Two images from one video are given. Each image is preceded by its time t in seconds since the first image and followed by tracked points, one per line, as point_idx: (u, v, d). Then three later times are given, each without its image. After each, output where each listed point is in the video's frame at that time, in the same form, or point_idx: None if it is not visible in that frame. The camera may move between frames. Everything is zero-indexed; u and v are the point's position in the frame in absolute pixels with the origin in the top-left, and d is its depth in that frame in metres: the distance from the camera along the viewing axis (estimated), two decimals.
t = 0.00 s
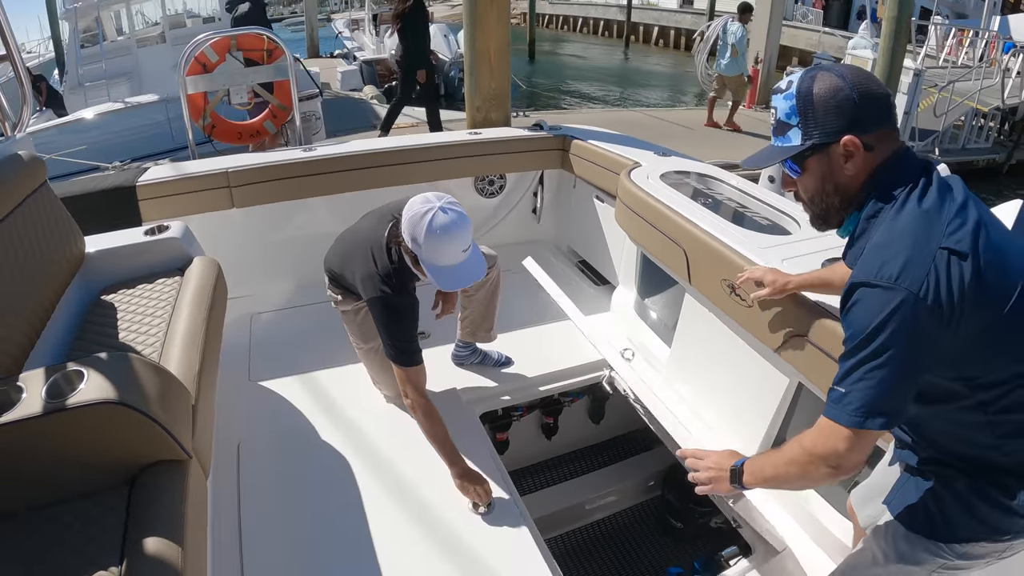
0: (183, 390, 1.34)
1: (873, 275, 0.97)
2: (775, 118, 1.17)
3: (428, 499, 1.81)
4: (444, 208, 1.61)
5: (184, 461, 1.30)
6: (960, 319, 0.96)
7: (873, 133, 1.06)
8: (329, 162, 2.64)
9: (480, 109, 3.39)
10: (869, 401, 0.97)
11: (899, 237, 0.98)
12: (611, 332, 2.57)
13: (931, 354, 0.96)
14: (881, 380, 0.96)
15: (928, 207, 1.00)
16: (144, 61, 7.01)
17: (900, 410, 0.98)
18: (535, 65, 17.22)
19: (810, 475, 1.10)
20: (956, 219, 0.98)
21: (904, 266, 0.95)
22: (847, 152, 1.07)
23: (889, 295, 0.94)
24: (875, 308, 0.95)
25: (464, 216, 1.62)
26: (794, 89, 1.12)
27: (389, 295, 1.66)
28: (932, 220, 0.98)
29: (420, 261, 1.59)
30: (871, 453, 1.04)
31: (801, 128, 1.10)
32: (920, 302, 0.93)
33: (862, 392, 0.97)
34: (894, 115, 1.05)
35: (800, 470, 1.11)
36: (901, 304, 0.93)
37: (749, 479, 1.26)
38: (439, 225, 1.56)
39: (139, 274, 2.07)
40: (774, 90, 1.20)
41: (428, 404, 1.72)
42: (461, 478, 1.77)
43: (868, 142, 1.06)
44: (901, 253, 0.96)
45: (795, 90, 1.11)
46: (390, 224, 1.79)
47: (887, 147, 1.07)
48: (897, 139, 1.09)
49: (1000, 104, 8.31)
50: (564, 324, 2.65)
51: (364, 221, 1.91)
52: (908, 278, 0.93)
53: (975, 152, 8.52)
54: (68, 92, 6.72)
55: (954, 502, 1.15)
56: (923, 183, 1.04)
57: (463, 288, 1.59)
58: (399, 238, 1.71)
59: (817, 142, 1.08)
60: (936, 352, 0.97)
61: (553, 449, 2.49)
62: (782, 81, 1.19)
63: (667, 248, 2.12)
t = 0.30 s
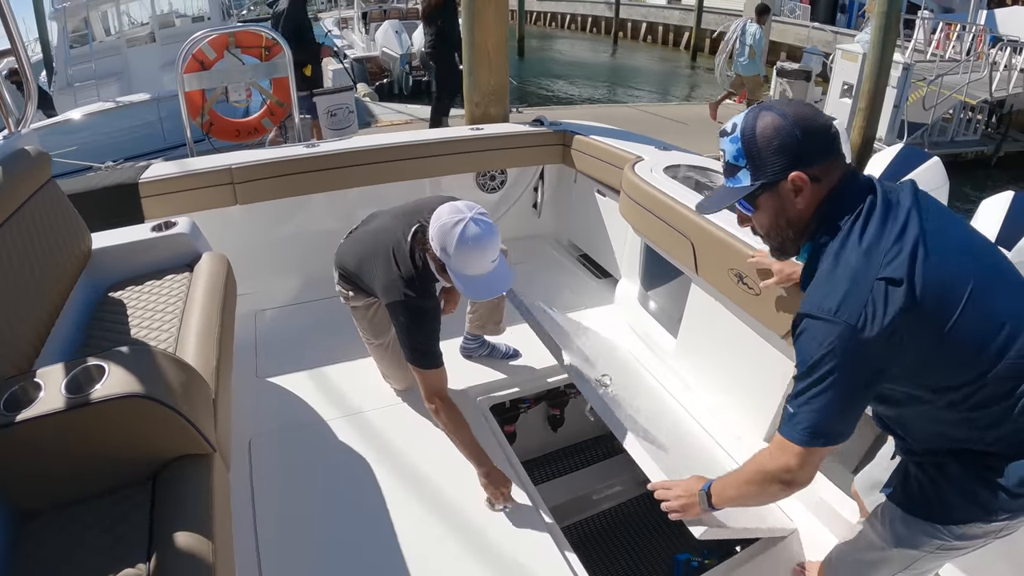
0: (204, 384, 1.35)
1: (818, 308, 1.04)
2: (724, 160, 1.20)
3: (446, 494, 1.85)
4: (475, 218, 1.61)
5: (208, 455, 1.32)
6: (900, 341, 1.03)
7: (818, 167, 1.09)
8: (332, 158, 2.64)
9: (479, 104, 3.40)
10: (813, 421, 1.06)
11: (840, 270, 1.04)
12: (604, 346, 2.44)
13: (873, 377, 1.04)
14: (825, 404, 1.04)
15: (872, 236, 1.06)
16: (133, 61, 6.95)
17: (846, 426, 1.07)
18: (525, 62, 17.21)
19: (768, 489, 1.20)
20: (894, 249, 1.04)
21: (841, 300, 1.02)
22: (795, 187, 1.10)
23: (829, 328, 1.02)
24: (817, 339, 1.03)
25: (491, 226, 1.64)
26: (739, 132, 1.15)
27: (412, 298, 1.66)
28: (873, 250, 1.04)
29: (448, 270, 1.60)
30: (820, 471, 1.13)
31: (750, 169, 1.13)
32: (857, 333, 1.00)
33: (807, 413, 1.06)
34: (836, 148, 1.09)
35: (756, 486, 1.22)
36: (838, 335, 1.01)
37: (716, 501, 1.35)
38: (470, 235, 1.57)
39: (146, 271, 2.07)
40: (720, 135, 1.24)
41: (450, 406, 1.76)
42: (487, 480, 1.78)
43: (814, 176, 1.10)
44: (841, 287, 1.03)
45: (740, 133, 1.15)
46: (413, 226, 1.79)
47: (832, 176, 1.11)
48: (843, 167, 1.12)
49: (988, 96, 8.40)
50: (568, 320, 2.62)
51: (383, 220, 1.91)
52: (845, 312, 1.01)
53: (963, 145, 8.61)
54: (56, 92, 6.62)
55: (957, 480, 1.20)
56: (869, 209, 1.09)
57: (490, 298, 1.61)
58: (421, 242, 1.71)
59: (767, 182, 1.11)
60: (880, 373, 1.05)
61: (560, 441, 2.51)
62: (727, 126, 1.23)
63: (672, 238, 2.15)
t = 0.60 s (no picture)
0: (215, 378, 1.36)
1: (765, 355, 1.09)
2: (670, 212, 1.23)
3: (455, 489, 1.86)
4: (490, 215, 1.62)
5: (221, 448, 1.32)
6: (848, 376, 1.07)
7: (762, 214, 1.13)
8: (336, 155, 2.64)
9: (480, 101, 3.41)
10: (767, 454, 1.13)
11: (785, 315, 1.08)
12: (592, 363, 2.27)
13: (822, 409, 1.09)
14: (777, 438, 1.11)
15: (816, 276, 1.08)
16: (131, 62, 6.93)
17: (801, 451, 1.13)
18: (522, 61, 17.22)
19: (730, 505, 1.28)
20: (836, 291, 1.06)
21: (785, 346, 1.06)
22: (743, 235, 1.13)
23: (775, 373, 1.07)
24: (765, 384, 1.09)
25: (506, 224, 1.64)
26: (680, 187, 1.19)
27: (424, 295, 1.67)
28: (817, 291, 1.07)
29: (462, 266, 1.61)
30: (773, 485, 1.21)
31: (697, 222, 1.16)
32: (801, 376, 1.05)
33: (762, 446, 1.13)
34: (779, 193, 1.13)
35: (716, 503, 1.30)
36: (782, 379, 1.07)
37: (683, 524, 1.42)
38: (485, 232, 1.58)
39: (152, 267, 2.07)
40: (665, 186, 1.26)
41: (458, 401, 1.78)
42: (489, 476, 1.79)
43: (758, 222, 1.13)
44: (786, 333, 1.07)
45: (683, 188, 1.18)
46: (425, 222, 1.79)
47: (777, 216, 1.14)
48: (788, 205, 1.15)
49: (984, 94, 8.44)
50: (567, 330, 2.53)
51: (395, 216, 1.91)
52: (787, 358, 1.05)
53: (960, 142, 8.65)
54: (54, 92, 6.60)
55: (955, 470, 1.20)
56: (814, 247, 1.11)
57: (504, 295, 1.62)
58: (433, 237, 1.70)
59: (714, 233, 1.15)
60: (831, 404, 1.09)
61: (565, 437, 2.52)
62: (670, 177, 1.26)
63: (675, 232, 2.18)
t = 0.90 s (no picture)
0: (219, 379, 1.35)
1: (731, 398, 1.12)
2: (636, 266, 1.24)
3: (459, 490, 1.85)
4: (499, 213, 1.61)
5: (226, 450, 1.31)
6: (812, 415, 1.08)
7: (724, 263, 1.13)
8: (337, 154, 2.63)
9: (479, 100, 3.40)
10: (738, 487, 1.16)
11: (746, 358, 1.10)
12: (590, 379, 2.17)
13: (788, 444, 1.11)
14: (745, 471, 1.15)
15: (775, 319, 1.10)
16: (128, 61, 6.91)
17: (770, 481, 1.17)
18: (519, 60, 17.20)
19: (707, 529, 1.30)
20: (793, 335, 1.08)
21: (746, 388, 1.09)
22: (708, 285, 1.14)
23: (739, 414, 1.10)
24: (732, 425, 1.12)
25: (517, 222, 1.63)
26: (643, 245, 1.20)
27: (439, 291, 1.67)
28: (776, 334, 1.09)
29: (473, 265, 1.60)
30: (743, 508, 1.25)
31: (662, 276, 1.17)
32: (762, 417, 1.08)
33: (734, 478, 1.16)
34: (739, 242, 1.14)
35: (694, 527, 1.32)
36: (745, 420, 1.10)
37: (666, 550, 1.42)
38: (495, 231, 1.57)
39: (152, 267, 2.06)
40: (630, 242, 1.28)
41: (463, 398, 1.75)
42: (489, 474, 1.77)
43: (721, 272, 1.14)
44: (747, 376, 1.09)
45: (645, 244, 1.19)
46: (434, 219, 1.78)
47: (739, 264, 1.15)
48: (749, 252, 1.16)
49: (981, 92, 8.45)
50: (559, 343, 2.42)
51: (400, 216, 1.90)
52: (748, 402, 1.08)
53: (958, 140, 8.67)
54: (50, 91, 6.59)
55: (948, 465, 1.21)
56: (774, 290, 1.12)
57: (514, 294, 1.61)
58: (441, 235, 1.68)
59: (679, 285, 1.15)
60: (798, 440, 1.12)
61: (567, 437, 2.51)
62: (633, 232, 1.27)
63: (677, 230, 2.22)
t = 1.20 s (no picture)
0: (217, 383, 1.33)
1: (707, 415, 1.12)
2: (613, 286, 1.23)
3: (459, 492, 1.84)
4: (511, 214, 1.60)
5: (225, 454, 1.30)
6: (787, 432, 1.08)
7: (700, 285, 1.13)
8: (334, 155, 2.62)
9: (476, 99, 3.38)
10: (718, 500, 1.17)
11: (721, 376, 1.11)
12: (592, 391, 2.16)
13: (765, 457, 1.12)
14: (725, 484, 1.15)
15: (748, 336, 1.09)
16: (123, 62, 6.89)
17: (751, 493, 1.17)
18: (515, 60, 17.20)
19: (691, 536, 1.30)
20: (764, 354, 1.07)
21: (720, 404, 1.09)
22: (685, 306, 1.14)
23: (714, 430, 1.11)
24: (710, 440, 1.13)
25: (529, 223, 1.62)
26: (619, 269, 1.19)
27: (452, 293, 1.66)
28: (748, 351, 1.09)
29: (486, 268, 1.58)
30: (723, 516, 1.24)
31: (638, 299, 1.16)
32: (737, 433, 1.08)
33: (714, 490, 1.16)
34: (714, 261, 1.13)
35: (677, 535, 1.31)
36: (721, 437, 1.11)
37: (655, 563, 1.41)
38: (508, 232, 1.55)
39: (148, 269, 2.04)
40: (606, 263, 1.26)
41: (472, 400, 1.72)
42: (493, 480, 1.76)
43: (697, 294, 1.13)
44: (721, 393, 1.10)
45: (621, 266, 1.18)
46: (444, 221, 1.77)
47: (715, 285, 1.14)
48: (725, 272, 1.15)
49: (978, 90, 8.46)
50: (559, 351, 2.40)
51: (405, 218, 1.88)
52: (722, 420, 1.09)
53: (954, 138, 8.69)
54: (45, 93, 6.56)
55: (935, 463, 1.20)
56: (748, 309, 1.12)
57: (526, 295, 1.60)
58: (451, 239, 1.66)
59: (656, 308, 1.14)
60: (776, 453, 1.12)
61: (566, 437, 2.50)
62: (609, 253, 1.26)
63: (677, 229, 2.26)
